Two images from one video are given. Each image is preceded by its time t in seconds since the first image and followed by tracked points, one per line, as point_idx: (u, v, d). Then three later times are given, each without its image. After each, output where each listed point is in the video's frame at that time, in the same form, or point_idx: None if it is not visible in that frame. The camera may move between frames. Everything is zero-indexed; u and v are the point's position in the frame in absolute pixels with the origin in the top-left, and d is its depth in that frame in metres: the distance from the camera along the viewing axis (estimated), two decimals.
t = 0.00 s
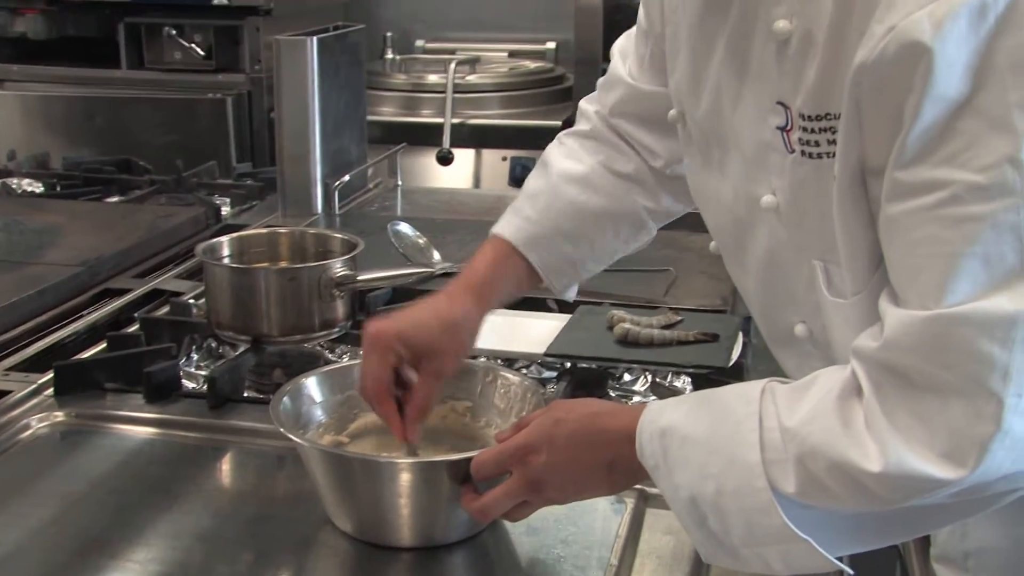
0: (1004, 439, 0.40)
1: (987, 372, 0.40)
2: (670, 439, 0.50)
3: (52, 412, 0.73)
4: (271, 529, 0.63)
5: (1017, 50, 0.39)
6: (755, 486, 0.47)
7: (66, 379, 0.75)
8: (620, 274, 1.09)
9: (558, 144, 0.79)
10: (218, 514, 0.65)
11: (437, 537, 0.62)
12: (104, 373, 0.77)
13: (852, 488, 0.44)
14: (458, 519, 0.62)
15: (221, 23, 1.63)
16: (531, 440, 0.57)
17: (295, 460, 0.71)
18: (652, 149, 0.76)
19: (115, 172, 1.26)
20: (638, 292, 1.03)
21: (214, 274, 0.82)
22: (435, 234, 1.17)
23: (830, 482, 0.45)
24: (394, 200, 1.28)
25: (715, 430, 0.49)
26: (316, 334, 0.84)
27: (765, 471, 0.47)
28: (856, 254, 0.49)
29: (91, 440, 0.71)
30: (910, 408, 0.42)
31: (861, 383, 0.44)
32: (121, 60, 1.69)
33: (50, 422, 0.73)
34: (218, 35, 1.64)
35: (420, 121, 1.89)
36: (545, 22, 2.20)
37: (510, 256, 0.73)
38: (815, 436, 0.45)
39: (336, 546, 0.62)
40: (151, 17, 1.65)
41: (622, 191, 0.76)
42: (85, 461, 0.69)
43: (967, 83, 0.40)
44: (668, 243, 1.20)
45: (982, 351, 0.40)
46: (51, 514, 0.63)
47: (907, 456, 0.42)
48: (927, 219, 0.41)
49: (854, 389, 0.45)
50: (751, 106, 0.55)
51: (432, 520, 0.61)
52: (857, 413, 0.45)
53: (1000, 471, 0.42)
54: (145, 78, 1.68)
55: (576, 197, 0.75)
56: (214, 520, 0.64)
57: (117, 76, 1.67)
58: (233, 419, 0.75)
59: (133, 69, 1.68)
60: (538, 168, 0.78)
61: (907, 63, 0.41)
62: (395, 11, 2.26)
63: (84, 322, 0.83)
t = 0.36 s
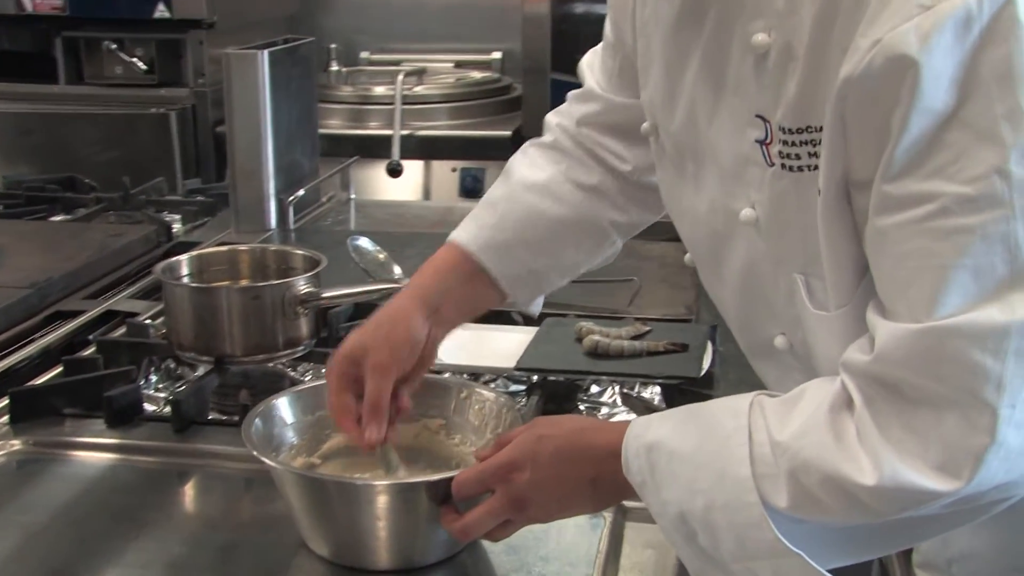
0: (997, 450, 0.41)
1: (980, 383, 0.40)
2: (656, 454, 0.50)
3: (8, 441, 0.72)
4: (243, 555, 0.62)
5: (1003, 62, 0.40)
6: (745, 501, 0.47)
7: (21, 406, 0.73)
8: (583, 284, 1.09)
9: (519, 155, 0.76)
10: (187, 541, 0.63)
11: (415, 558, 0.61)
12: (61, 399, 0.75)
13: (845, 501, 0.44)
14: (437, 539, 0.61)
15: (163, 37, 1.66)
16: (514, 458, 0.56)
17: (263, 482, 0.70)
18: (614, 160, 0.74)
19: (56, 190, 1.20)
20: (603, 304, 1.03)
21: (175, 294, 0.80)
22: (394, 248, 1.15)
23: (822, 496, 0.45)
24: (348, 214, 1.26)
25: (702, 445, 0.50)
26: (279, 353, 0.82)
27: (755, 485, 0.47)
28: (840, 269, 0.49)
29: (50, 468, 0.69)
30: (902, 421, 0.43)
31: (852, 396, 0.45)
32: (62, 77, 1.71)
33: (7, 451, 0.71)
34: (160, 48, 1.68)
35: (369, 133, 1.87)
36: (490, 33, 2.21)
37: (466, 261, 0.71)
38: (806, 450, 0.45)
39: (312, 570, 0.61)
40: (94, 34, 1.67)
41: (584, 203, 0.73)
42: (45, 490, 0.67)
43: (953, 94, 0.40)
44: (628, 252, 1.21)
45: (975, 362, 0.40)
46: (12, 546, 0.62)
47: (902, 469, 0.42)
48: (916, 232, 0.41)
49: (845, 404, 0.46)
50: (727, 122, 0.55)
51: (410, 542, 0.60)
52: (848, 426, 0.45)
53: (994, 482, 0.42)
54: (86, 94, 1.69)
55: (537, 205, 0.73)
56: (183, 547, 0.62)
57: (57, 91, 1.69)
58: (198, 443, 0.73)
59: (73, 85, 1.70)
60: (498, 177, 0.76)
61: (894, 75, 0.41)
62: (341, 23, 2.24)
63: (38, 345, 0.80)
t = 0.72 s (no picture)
0: (981, 468, 0.45)
1: (968, 405, 0.44)
2: (647, 473, 0.55)
3: None
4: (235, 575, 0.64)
5: (988, 104, 0.43)
6: (739, 517, 0.52)
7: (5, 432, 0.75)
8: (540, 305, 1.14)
9: (498, 206, 0.81)
10: (179, 562, 0.65)
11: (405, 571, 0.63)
12: (44, 424, 0.77)
13: (835, 517, 0.49)
14: (426, 556, 0.63)
15: (113, 69, 1.83)
16: (507, 478, 0.59)
17: (244, 501, 0.73)
18: (591, 205, 0.79)
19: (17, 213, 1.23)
20: (560, 323, 1.08)
21: (152, 319, 0.82)
22: (354, 270, 1.18)
23: (813, 512, 0.49)
24: (304, 238, 1.29)
25: (694, 465, 0.54)
26: (256, 376, 0.83)
27: (748, 502, 0.52)
28: (826, 296, 0.54)
29: (36, 494, 0.72)
30: (891, 441, 0.47)
31: (842, 418, 0.49)
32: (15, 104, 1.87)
33: None
34: (111, 79, 1.84)
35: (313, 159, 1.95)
36: (427, 62, 2.33)
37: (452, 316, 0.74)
38: (798, 470, 0.50)
39: None
40: (46, 64, 1.83)
41: (563, 249, 0.78)
42: (33, 517, 0.70)
43: (942, 135, 0.44)
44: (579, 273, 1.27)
45: (964, 385, 0.44)
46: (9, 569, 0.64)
47: (892, 487, 0.46)
48: (907, 264, 0.45)
49: (833, 425, 0.50)
50: (712, 158, 0.61)
51: (400, 560, 0.62)
52: (838, 446, 0.49)
53: (977, 496, 0.46)
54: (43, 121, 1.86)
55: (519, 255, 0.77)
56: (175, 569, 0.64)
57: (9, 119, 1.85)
58: (183, 468, 0.76)
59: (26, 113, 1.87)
60: (479, 229, 0.80)
61: (888, 117, 0.45)
62: (283, 54, 2.36)
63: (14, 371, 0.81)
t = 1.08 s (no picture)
0: (914, 473, 0.57)
1: (907, 423, 0.56)
2: (637, 479, 0.67)
3: (84, 468, 0.91)
4: (288, 564, 0.79)
5: (921, 181, 0.54)
6: (716, 515, 0.64)
7: (93, 439, 0.93)
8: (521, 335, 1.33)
9: (519, 230, 1.03)
10: (242, 550, 0.81)
11: (427, 562, 0.77)
12: (122, 433, 0.95)
13: (796, 514, 0.60)
14: (444, 549, 0.77)
15: (162, 137, 2.18)
16: (518, 483, 0.71)
17: (288, 499, 0.90)
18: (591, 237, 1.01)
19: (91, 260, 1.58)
20: (537, 348, 1.27)
21: (207, 348, 1.01)
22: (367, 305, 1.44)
23: (779, 510, 0.61)
24: (320, 277, 1.63)
25: (677, 471, 0.66)
26: (292, 394, 1.02)
27: (723, 502, 0.63)
28: (785, 330, 0.66)
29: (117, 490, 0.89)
30: (844, 452, 0.59)
31: (805, 435, 0.61)
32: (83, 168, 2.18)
33: (83, 476, 0.90)
34: (160, 145, 2.19)
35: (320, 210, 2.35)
36: (409, 131, 2.92)
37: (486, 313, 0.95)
38: (767, 476, 0.61)
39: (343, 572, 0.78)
40: (107, 133, 2.15)
41: (571, 267, 0.99)
42: (116, 509, 0.86)
43: (886, 205, 0.56)
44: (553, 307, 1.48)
45: (905, 407, 0.56)
46: (106, 551, 0.80)
47: (846, 489, 0.58)
48: (861, 308, 0.56)
49: (794, 439, 0.62)
50: (693, 217, 0.76)
51: (423, 549, 0.76)
52: (800, 456, 0.61)
53: (912, 495, 0.58)
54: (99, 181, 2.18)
55: (538, 267, 0.98)
56: (240, 557, 0.80)
57: (78, 179, 2.17)
58: (238, 471, 0.93)
59: (90, 174, 2.18)
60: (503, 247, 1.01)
61: (845, 190, 0.56)
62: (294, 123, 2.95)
63: (95, 389, 1.04)
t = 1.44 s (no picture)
0: (891, 497, 0.63)
1: (885, 452, 0.62)
2: (635, 508, 0.71)
3: (105, 500, 1.00)
4: None
5: (893, 235, 0.61)
6: (710, 539, 0.68)
7: (113, 473, 1.03)
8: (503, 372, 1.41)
9: (507, 283, 1.11)
10: None
11: None
12: (138, 467, 1.05)
13: (786, 537, 0.65)
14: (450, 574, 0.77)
15: (159, 188, 2.69)
16: (522, 513, 0.73)
17: (297, 527, 0.97)
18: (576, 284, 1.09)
19: (110, 319, 1.93)
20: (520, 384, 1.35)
21: (217, 388, 1.10)
22: (361, 344, 1.56)
23: (770, 534, 0.65)
24: (310, 317, 1.81)
25: (675, 502, 0.70)
26: (297, 429, 1.11)
27: (717, 528, 0.67)
28: (769, 369, 0.73)
29: (135, 521, 0.98)
30: (828, 480, 0.64)
31: (790, 464, 0.66)
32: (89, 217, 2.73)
33: (106, 508, 0.99)
34: (157, 195, 2.71)
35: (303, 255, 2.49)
36: (384, 182, 3.17)
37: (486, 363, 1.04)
38: (759, 503, 0.66)
39: None
40: (111, 186, 2.69)
41: (560, 314, 1.09)
42: (135, 539, 0.94)
43: (864, 255, 0.61)
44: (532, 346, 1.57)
45: (883, 437, 0.61)
46: None
47: (830, 513, 0.63)
48: (842, 349, 0.62)
49: (781, 468, 0.67)
50: (682, 264, 0.82)
51: None
52: (788, 484, 0.65)
53: (887, 517, 0.64)
54: (108, 229, 2.70)
55: (532, 317, 1.06)
56: None
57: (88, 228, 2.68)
58: (249, 501, 1.01)
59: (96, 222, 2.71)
60: (495, 298, 1.10)
61: (828, 242, 0.62)
62: (282, 174, 3.20)
63: (111, 425, 1.22)
